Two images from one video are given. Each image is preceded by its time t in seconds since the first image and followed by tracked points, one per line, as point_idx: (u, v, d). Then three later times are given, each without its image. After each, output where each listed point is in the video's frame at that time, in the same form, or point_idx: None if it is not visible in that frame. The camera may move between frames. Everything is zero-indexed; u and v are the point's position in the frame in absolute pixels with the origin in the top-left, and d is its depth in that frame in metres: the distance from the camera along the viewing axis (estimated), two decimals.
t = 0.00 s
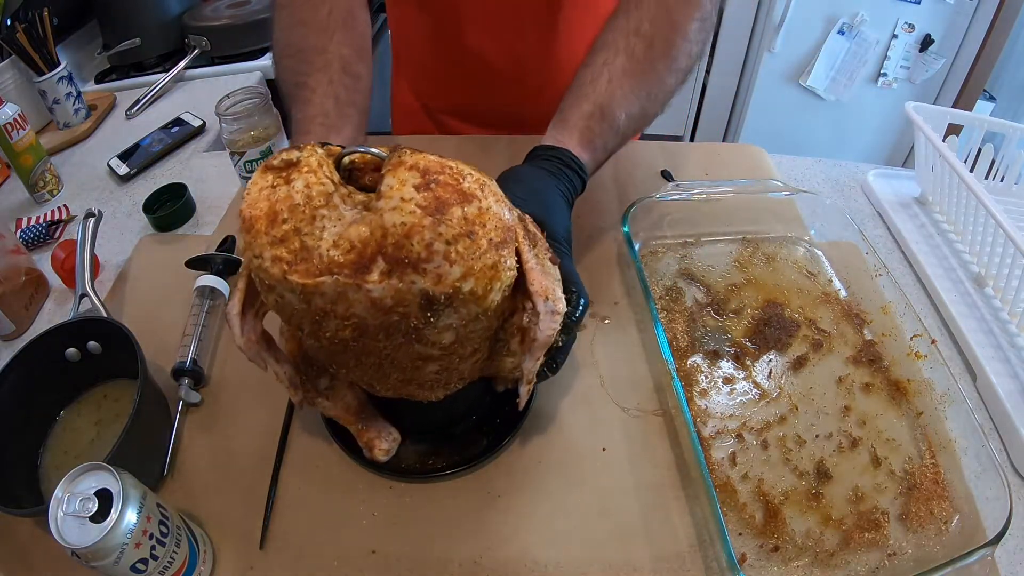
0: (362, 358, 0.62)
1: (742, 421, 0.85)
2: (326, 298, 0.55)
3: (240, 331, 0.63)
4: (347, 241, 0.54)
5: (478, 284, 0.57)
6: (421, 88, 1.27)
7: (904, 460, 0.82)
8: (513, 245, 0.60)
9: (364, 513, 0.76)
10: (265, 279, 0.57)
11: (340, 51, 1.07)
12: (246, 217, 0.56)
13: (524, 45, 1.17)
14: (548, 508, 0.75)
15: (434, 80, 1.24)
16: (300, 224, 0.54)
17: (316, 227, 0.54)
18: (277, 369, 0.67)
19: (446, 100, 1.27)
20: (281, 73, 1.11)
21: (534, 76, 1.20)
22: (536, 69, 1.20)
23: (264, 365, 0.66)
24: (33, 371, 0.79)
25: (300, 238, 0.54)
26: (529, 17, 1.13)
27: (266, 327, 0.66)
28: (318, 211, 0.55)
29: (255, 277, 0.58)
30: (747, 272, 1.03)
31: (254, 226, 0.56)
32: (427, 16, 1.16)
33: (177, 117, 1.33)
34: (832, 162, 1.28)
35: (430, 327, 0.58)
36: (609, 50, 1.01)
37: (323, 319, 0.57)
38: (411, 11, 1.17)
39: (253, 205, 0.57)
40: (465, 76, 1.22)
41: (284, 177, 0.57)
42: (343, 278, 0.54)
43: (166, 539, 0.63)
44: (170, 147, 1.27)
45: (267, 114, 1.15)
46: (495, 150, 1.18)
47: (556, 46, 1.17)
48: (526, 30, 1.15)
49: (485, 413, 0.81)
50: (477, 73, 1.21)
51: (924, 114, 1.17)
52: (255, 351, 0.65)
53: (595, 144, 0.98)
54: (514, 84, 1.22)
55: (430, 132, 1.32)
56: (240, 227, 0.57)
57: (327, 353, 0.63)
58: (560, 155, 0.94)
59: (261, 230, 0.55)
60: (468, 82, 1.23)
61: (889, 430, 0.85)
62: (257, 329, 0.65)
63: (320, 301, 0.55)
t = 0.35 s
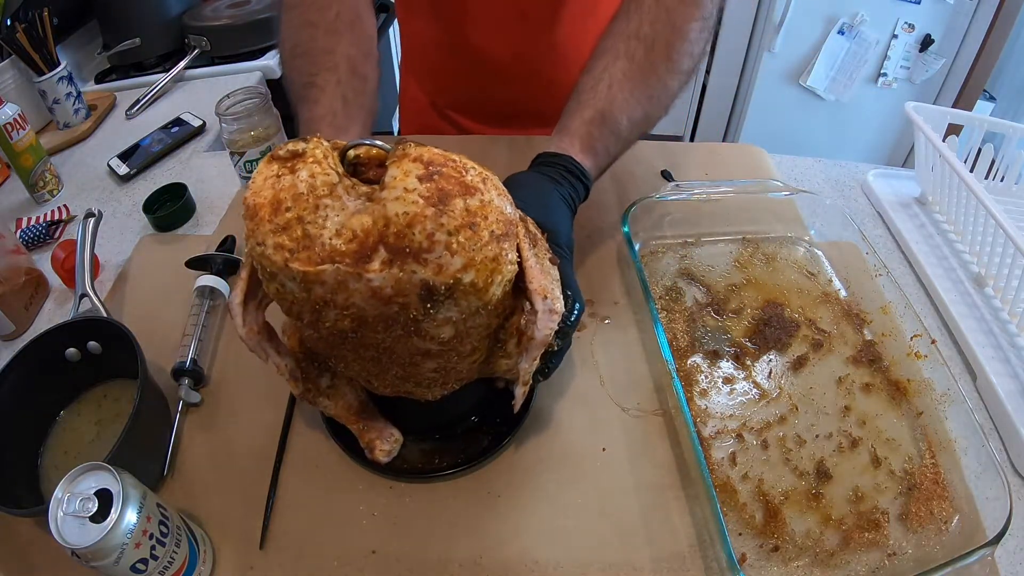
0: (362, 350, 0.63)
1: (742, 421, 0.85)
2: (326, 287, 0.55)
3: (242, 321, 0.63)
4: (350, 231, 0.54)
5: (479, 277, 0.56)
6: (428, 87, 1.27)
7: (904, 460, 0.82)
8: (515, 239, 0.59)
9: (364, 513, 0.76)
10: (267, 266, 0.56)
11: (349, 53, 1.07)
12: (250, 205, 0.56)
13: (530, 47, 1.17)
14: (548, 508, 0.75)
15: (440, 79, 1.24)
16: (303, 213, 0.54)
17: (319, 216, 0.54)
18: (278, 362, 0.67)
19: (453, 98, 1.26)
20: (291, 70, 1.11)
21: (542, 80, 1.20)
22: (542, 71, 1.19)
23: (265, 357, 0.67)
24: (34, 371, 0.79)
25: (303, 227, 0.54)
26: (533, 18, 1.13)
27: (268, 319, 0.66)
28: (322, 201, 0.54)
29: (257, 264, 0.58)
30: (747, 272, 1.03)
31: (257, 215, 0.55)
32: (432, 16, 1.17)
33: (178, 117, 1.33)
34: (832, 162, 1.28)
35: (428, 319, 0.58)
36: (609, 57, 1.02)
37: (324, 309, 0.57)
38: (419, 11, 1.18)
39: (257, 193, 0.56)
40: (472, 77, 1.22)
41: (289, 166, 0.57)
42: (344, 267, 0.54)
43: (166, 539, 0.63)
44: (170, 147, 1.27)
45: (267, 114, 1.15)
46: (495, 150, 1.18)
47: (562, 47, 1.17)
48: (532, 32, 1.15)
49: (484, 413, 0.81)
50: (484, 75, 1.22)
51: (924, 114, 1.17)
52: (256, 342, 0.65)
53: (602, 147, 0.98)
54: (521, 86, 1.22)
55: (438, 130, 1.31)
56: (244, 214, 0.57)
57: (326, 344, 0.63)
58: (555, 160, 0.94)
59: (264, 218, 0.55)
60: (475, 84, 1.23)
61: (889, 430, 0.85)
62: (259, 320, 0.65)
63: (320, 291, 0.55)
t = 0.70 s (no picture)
0: (361, 351, 0.62)
1: (743, 421, 0.85)
2: (326, 288, 0.55)
3: (240, 322, 0.63)
4: (350, 231, 0.54)
5: (479, 277, 0.56)
6: (434, 83, 1.28)
7: (904, 460, 0.82)
8: (514, 240, 0.60)
9: (364, 513, 0.76)
10: (266, 267, 0.56)
11: (351, 54, 1.07)
12: (250, 205, 0.56)
13: (534, 46, 1.15)
14: (548, 508, 0.75)
15: (445, 75, 1.25)
16: (303, 212, 0.54)
17: (320, 216, 0.54)
18: (276, 364, 0.68)
19: (459, 95, 1.27)
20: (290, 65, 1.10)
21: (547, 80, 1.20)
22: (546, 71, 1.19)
23: (263, 358, 0.67)
24: (34, 371, 0.79)
25: (303, 227, 0.54)
26: (536, 16, 1.12)
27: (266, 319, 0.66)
28: (322, 201, 0.54)
29: (256, 264, 0.58)
30: (747, 272, 1.03)
31: (257, 215, 0.55)
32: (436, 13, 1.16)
33: (178, 117, 1.33)
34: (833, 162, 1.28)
35: (428, 320, 0.58)
36: (607, 52, 1.01)
37: (324, 309, 0.57)
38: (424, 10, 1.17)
39: (257, 193, 0.56)
40: (477, 76, 1.22)
41: (288, 166, 0.57)
42: (345, 267, 0.54)
43: (166, 539, 0.63)
44: (170, 147, 1.27)
45: (267, 114, 1.15)
46: (495, 150, 1.18)
47: (566, 47, 1.16)
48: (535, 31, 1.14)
49: (485, 413, 0.81)
50: (488, 74, 1.21)
51: (924, 114, 1.17)
52: (254, 343, 0.65)
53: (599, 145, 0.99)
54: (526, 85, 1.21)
55: (444, 126, 1.32)
56: (243, 214, 0.57)
57: (326, 345, 0.63)
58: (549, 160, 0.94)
59: (263, 218, 0.55)
60: (480, 82, 1.23)
61: (889, 430, 0.85)
62: (257, 320, 0.65)
63: (321, 291, 0.55)
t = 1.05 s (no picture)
0: (361, 354, 0.63)
1: (743, 421, 0.85)
2: (324, 291, 0.55)
3: (242, 326, 0.63)
4: (349, 235, 0.54)
5: (478, 281, 0.57)
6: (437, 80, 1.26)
7: (904, 460, 0.82)
8: (512, 244, 0.60)
9: (364, 513, 0.76)
10: (266, 269, 0.56)
11: (355, 49, 1.07)
12: (249, 206, 0.56)
13: (541, 45, 1.14)
14: (548, 508, 0.75)
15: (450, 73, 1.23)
16: (302, 215, 0.54)
17: (318, 220, 0.54)
18: (280, 364, 0.68)
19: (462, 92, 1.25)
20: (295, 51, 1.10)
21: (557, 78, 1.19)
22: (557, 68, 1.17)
23: (268, 359, 0.67)
24: (34, 371, 0.79)
25: (301, 230, 0.54)
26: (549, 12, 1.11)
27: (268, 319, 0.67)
28: (321, 204, 0.54)
29: (256, 267, 0.58)
30: (747, 272, 1.03)
31: (256, 218, 0.55)
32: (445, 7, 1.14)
33: (177, 117, 1.33)
34: (833, 162, 1.28)
35: (427, 324, 0.58)
36: (612, 41, 1.01)
37: (322, 312, 0.57)
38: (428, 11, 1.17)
39: (256, 195, 0.56)
40: (484, 73, 1.20)
41: (287, 167, 0.56)
42: (343, 271, 0.53)
43: (166, 539, 0.63)
44: (170, 147, 1.27)
45: (267, 114, 1.15)
46: (495, 150, 1.18)
47: (577, 43, 1.15)
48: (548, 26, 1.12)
49: (485, 414, 0.81)
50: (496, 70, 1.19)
51: (924, 114, 1.17)
52: (258, 344, 0.65)
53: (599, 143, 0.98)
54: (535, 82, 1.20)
55: (447, 125, 1.31)
56: (242, 217, 0.56)
57: (326, 348, 0.63)
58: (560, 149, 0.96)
59: (262, 221, 0.54)
60: (486, 79, 1.21)
61: (889, 430, 0.85)
62: (260, 322, 0.66)
63: (320, 294, 0.55)
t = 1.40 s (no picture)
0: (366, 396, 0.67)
1: (743, 421, 0.85)
2: (323, 360, 0.60)
3: (240, 379, 0.67)
4: (337, 308, 0.58)
5: (473, 339, 0.61)
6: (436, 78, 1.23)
7: (904, 460, 0.82)
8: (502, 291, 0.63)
9: (364, 513, 0.76)
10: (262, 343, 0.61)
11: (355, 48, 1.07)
12: (230, 284, 0.61)
13: (539, 45, 1.11)
14: (547, 508, 0.75)
15: (451, 71, 1.20)
16: (287, 292, 0.59)
17: (304, 295, 0.58)
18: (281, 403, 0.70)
19: (463, 91, 1.22)
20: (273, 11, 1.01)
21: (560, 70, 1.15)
22: (557, 60, 1.13)
23: (268, 402, 0.70)
24: (34, 371, 0.79)
25: (288, 305, 0.59)
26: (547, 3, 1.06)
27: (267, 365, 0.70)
28: (304, 276, 0.59)
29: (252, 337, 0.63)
30: (747, 272, 1.03)
31: (241, 296, 0.60)
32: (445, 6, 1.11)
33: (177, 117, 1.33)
34: (833, 162, 1.28)
35: (429, 377, 0.62)
36: None
37: (324, 375, 0.62)
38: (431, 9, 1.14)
39: (239, 272, 0.61)
40: (483, 69, 1.17)
41: (266, 239, 0.61)
42: (338, 344, 0.59)
43: (166, 539, 0.63)
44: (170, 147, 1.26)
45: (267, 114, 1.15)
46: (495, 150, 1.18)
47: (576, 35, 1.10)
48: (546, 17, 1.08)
49: (486, 414, 0.81)
50: (496, 66, 1.16)
51: (925, 114, 1.17)
52: (257, 392, 0.69)
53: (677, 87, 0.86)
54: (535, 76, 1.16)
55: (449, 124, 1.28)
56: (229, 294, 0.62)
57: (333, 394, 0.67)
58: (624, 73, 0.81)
59: (249, 298, 0.60)
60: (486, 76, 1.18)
61: (889, 430, 0.85)
62: (258, 371, 0.69)
63: (319, 364, 0.61)
